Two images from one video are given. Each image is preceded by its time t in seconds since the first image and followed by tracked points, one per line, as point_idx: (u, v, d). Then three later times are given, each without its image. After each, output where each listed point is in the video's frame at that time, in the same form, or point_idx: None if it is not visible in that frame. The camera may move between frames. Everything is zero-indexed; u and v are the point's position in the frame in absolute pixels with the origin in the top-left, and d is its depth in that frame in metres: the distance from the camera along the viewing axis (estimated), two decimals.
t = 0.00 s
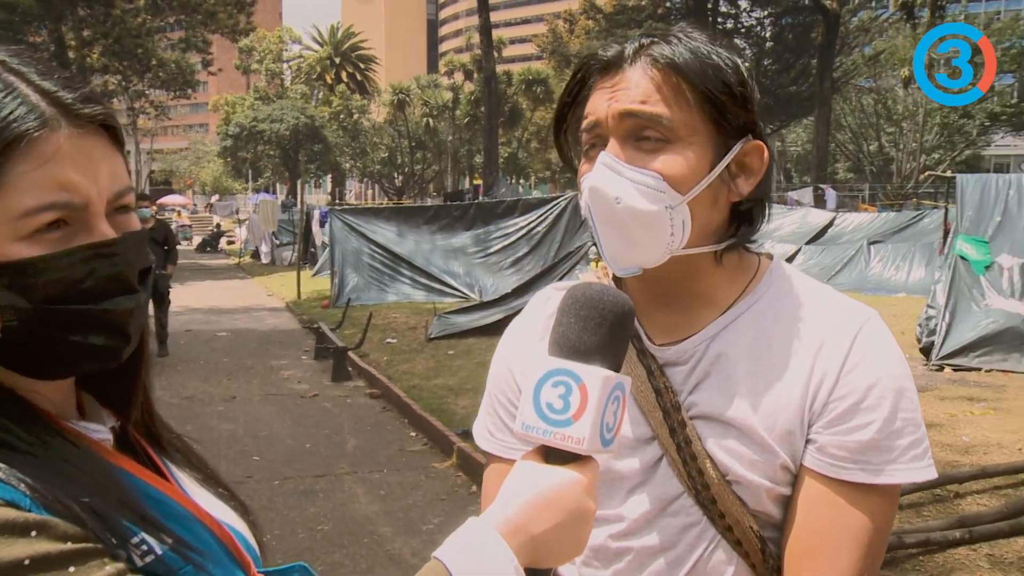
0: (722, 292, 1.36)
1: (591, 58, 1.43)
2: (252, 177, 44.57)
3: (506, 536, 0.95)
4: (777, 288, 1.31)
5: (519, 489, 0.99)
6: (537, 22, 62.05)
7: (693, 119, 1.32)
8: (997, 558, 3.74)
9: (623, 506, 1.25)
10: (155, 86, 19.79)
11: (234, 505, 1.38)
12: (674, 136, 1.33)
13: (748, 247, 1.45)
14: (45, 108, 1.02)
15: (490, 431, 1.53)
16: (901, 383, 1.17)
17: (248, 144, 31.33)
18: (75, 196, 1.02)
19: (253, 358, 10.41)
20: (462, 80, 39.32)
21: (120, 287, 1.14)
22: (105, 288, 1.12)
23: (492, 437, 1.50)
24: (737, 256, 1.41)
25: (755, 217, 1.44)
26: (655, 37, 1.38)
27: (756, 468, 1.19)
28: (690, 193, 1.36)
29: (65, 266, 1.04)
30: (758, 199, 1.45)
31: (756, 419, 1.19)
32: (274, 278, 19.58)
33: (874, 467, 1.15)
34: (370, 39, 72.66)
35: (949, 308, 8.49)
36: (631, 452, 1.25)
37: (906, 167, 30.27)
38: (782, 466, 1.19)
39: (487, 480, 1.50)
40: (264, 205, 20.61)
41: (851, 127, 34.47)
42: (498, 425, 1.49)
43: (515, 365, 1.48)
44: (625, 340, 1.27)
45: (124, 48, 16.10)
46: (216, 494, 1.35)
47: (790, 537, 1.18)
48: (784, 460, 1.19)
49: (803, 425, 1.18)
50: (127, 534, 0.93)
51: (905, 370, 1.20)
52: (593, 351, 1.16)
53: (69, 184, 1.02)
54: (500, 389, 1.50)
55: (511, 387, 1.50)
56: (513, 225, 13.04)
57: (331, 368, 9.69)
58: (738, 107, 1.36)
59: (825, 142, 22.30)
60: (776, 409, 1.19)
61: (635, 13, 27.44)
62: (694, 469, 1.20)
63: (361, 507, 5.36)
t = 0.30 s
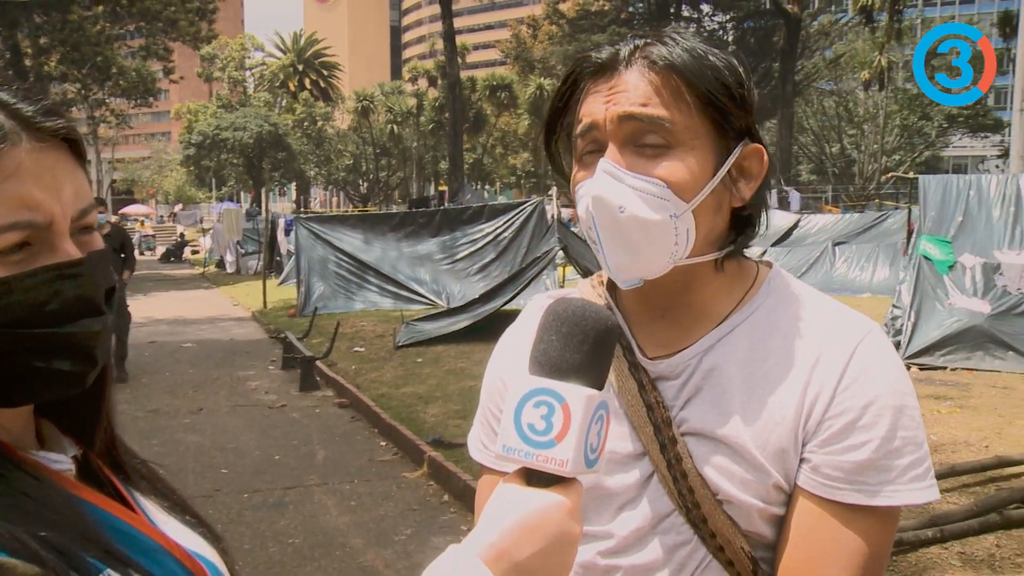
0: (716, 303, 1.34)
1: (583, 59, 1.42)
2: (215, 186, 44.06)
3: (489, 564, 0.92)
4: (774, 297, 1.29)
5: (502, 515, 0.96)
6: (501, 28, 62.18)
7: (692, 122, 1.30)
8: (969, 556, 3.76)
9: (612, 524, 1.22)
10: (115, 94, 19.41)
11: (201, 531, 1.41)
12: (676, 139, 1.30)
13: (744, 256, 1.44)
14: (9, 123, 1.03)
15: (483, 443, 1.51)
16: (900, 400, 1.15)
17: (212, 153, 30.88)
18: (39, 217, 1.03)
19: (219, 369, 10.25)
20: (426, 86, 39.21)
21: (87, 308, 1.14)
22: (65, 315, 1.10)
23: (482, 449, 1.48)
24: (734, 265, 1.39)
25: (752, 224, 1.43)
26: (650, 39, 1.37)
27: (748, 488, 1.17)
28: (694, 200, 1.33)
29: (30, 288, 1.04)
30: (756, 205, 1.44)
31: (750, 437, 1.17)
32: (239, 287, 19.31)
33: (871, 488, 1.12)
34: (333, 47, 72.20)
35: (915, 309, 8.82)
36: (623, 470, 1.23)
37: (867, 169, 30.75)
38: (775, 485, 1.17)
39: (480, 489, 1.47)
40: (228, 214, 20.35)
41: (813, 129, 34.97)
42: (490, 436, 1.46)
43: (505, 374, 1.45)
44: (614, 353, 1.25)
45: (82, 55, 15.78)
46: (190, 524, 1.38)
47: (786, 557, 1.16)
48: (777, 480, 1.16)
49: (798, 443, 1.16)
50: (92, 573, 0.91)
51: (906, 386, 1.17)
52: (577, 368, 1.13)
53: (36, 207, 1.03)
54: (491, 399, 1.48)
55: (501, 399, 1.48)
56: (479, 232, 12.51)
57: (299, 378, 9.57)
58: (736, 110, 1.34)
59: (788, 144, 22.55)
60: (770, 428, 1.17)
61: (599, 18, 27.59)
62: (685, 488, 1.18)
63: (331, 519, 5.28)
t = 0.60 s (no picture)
0: (701, 304, 1.33)
1: (572, 57, 1.42)
2: (181, 185, 43.58)
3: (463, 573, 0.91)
4: (757, 298, 1.28)
5: (475, 523, 0.95)
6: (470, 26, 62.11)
7: (686, 121, 1.30)
8: (936, 551, 3.82)
9: (591, 528, 1.21)
10: (78, 92, 19.06)
11: (165, 540, 1.42)
12: (680, 138, 1.30)
13: (728, 255, 1.43)
14: None
15: (462, 446, 1.48)
16: (884, 405, 1.13)
17: (178, 151, 30.44)
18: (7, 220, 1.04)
19: (186, 369, 10.09)
20: (394, 85, 39.03)
21: (57, 312, 1.12)
22: (37, 322, 1.09)
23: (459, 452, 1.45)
24: (720, 265, 1.39)
25: (737, 221, 1.44)
26: (637, 37, 1.37)
27: (727, 493, 1.16)
28: (697, 200, 1.33)
29: None
30: (740, 204, 1.45)
31: (731, 444, 1.16)
32: (206, 287, 19.06)
33: (852, 495, 1.10)
34: (301, 45, 71.59)
35: (881, 306, 8.96)
36: (603, 473, 1.22)
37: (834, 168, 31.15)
38: (755, 491, 1.16)
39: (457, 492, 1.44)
40: (194, 213, 20.09)
41: (780, 129, 35.35)
42: (466, 437, 1.44)
43: (481, 375, 1.43)
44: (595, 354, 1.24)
45: (43, 51, 15.48)
46: (156, 537, 1.39)
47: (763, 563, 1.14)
48: (757, 485, 1.15)
49: (778, 448, 1.15)
50: None
51: (890, 390, 1.15)
52: (556, 373, 1.10)
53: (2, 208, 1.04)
54: (467, 400, 1.46)
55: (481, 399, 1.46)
56: (448, 231, 12.62)
57: (267, 378, 9.46)
58: (725, 107, 1.34)
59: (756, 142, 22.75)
60: (752, 433, 1.16)
61: (567, 18, 27.82)
62: (664, 493, 1.17)
63: (301, 521, 5.22)
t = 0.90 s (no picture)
0: (689, 315, 1.32)
1: (554, 67, 1.40)
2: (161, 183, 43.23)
3: None
4: (746, 307, 1.28)
5: (458, 539, 0.95)
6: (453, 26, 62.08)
7: (666, 135, 1.28)
8: (916, 555, 3.84)
9: (579, 538, 1.21)
10: (56, 88, 18.85)
11: (140, 548, 1.40)
12: (660, 157, 1.29)
13: (715, 263, 1.43)
14: None
15: (446, 455, 1.47)
16: (872, 414, 1.13)
17: (158, 149, 30.14)
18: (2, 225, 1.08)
19: (165, 369, 10.00)
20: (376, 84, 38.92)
21: (46, 318, 1.13)
22: (39, 323, 1.12)
23: (444, 461, 1.44)
24: (706, 274, 1.38)
25: (722, 230, 1.42)
26: (616, 45, 1.36)
27: (717, 504, 1.16)
28: (679, 217, 1.32)
29: None
30: (725, 213, 1.43)
31: (719, 455, 1.15)
32: (185, 286, 18.91)
33: (843, 505, 1.10)
34: (282, 43, 71.25)
35: (862, 310, 9.07)
36: (591, 483, 1.21)
37: (815, 171, 31.38)
38: (745, 501, 1.15)
39: (443, 502, 1.43)
40: (174, 211, 19.94)
41: (761, 132, 35.59)
42: (451, 448, 1.43)
43: (468, 385, 1.41)
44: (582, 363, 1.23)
45: (21, 46, 15.30)
46: (128, 542, 1.37)
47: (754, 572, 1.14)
48: (747, 495, 1.15)
49: (768, 458, 1.15)
50: None
51: (878, 400, 1.15)
52: (540, 388, 1.09)
53: None
54: (453, 409, 1.44)
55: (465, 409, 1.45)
56: (430, 231, 12.51)
57: (247, 379, 9.40)
58: (707, 118, 1.33)
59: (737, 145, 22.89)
60: (744, 444, 1.15)
61: (550, 18, 27.96)
62: (654, 503, 1.16)
63: (281, 523, 5.17)
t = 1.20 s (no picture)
0: (675, 319, 1.32)
1: (535, 71, 1.40)
2: (134, 188, 42.84)
3: None
4: (733, 312, 1.29)
5: (455, 551, 0.94)
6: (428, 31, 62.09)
7: (643, 138, 1.27)
8: (894, 557, 3.89)
9: (572, 548, 1.22)
10: (26, 91, 18.56)
11: (125, 560, 1.38)
12: (635, 157, 1.27)
13: (700, 266, 1.42)
14: None
15: (437, 467, 1.47)
16: (863, 417, 1.13)
17: (131, 153, 29.75)
18: (7, 230, 1.05)
19: (139, 376, 9.87)
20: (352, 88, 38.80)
21: (50, 322, 1.13)
22: (48, 327, 1.12)
23: (435, 473, 1.43)
24: (691, 278, 1.39)
25: (703, 235, 1.42)
26: (596, 50, 1.36)
27: (709, 511, 1.16)
28: (655, 220, 1.31)
29: None
30: (707, 216, 1.42)
31: (711, 460, 1.15)
32: (158, 291, 18.69)
33: (835, 510, 1.11)
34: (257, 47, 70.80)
35: (837, 313, 9.15)
36: (581, 493, 1.22)
37: (789, 176, 31.68)
38: (737, 507, 1.15)
39: (433, 514, 1.42)
40: (148, 216, 19.73)
41: (735, 137, 35.86)
42: (443, 459, 1.42)
43: (457, 395, 1.40)
44: (572, 372, 1.23)
45: None
46: (109, 551, 1.35)
47: None
48: (739, 502, 1.15)
49: (759, 464, 1.15)
50: None
51: (869, 405, 1.15)
52: (532, 397, 1.08)
53: (4, 217, 1.05)
54: (443, 421, 1.42)
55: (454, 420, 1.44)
56: (405, 236, 12.51)
57: (223, 385, 9.30)
58: (688, 121, 1.32)
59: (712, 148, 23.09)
60: (735, 450, 1.15)
61: (526, 23, 28.16)
62: (645, 511, 1.17)
63: (259, 531, 5.12)
